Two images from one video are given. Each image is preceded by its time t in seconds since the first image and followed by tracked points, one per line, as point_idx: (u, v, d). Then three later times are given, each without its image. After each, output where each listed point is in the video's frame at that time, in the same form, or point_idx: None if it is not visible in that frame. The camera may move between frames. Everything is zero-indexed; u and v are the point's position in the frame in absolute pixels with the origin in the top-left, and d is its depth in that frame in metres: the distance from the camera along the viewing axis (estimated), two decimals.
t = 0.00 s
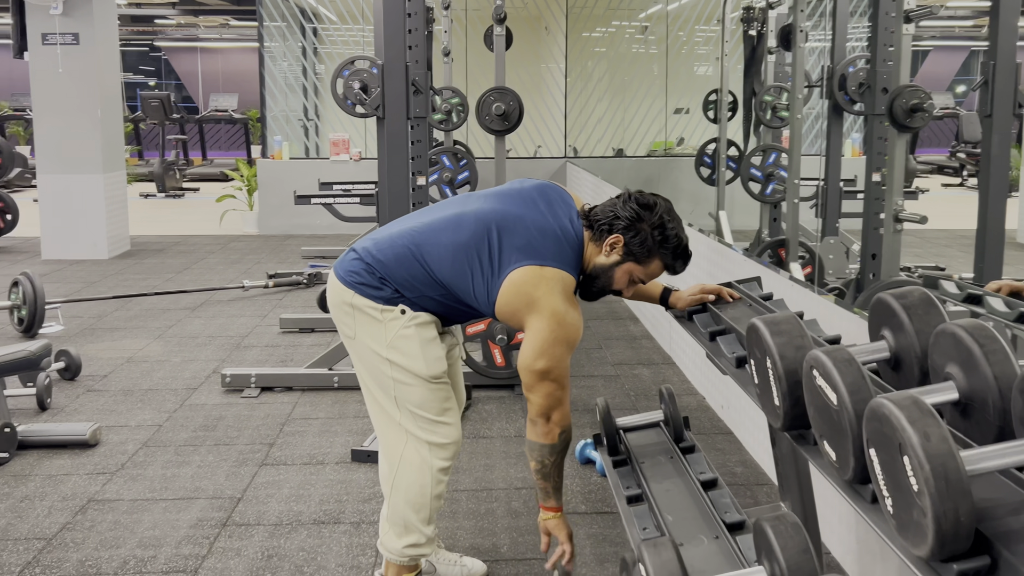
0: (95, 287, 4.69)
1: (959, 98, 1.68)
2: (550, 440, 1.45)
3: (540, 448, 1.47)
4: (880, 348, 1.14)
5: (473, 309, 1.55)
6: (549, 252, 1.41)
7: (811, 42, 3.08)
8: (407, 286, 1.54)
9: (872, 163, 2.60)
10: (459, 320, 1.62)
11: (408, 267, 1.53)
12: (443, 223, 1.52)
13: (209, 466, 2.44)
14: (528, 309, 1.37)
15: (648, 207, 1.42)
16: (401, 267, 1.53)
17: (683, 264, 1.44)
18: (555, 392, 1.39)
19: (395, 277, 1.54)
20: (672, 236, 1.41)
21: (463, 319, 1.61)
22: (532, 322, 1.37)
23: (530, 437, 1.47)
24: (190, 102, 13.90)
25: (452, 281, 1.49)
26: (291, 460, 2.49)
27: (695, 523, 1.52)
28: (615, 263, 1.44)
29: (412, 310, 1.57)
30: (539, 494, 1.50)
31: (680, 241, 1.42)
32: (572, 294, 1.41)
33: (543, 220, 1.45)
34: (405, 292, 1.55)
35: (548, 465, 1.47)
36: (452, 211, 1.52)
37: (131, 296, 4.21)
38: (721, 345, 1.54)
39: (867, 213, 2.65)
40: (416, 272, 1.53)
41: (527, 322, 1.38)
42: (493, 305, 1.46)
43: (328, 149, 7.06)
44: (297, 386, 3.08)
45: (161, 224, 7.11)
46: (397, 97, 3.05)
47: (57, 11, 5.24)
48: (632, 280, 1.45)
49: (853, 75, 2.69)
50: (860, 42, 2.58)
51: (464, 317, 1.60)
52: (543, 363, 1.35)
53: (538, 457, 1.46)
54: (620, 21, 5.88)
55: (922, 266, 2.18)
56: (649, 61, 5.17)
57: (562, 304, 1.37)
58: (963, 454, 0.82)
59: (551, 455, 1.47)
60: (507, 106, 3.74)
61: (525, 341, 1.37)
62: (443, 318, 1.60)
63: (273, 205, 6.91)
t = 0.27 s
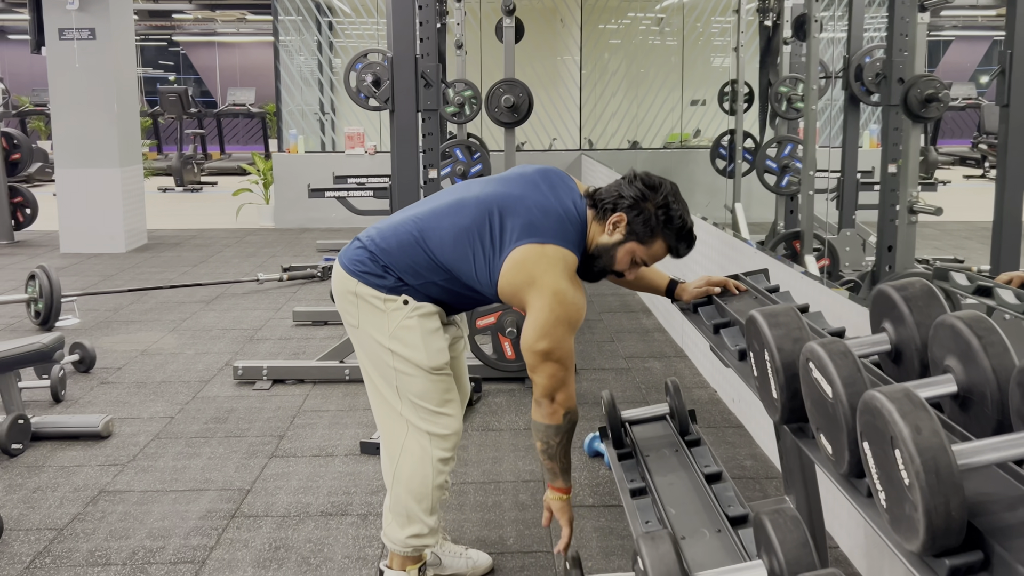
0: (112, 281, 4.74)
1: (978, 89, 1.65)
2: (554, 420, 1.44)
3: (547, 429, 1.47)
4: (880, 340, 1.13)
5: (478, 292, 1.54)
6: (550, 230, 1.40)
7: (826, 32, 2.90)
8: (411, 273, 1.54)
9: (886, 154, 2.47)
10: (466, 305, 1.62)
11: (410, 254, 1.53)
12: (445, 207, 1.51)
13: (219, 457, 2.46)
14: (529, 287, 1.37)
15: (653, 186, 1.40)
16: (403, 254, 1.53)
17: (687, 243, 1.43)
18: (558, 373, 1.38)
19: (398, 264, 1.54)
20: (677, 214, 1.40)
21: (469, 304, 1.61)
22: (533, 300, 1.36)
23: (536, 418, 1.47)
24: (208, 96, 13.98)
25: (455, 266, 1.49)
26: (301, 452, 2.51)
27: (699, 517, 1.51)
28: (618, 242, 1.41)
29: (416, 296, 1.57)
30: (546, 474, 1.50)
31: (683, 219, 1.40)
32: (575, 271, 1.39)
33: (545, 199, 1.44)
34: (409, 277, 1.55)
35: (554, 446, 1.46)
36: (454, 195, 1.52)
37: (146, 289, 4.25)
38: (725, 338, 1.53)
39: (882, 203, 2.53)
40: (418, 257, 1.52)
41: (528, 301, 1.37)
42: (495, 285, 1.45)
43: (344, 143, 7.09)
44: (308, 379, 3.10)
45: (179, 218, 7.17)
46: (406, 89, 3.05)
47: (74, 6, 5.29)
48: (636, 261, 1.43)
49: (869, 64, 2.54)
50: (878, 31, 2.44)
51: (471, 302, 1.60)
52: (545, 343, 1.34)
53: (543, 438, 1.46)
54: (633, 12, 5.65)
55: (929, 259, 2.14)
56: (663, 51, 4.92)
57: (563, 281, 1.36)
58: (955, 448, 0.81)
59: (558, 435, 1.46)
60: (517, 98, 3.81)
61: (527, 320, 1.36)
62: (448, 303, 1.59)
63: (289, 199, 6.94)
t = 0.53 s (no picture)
0: (126, 276, 4.78)
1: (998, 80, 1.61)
2: (544, 366, 1.40)
3: (536, 377, 1.42)
4: (879, 336, 1.12)
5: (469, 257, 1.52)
6: (530, 171, 1.41)
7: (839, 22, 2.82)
8: (403, 245, 1.54)
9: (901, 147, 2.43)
10: (465, 281, 1.59)
11: (401, 225, 1.52)
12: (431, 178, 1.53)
13: (228, 452, 2.48)
14: (514, 224, 1.36)
15: (634, 125, 1.38)
16: (392, 230, 1.54)
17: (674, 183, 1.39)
18: (547, 314, 1.35)
19: (387, 238, 1.55)
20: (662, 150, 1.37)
21: (463, 280, 1.58)
22: (518, 238, 1.35)
23: (525, 367, 1.41)
24: (223, 92, 14.05)
25: (444, 224, 1.48)
26: (309, 446, 2.52)
27: (700, 512, 1.50)
28: (601, 182, 1.39)
29: (407, 272, 1.57)
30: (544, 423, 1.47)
31: (668, 158, 1.37)
32: (559, 211, 1.38)
33: (526, 149, 1.45)
34: (399, 251, 1.55)
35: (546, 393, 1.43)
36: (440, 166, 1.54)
37: (159, 285, 4.29)
38: (726, 333, 1.53)
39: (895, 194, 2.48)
40: (407, 228, 1.52)
41: (513, 241, 1.36)
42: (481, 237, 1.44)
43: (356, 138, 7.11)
44: (318, 373, 3.11)
45: (193, 214, 7.22)
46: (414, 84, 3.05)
47: (87, 4, 5.33)
48: (621, 203, 1.40)
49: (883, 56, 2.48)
50: (892, 23, 2.42)
51: (468, 274, 1.57)
52: (531, 279, 1.32)
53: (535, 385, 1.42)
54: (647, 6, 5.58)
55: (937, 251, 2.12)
56: (677, 44, 4.86)
57: (547, 216, 1.35)
58: (944, 446, 0.80)
59: (547, 381, 1.42)
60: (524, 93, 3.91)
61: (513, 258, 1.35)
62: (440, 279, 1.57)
63: (302, 194, 6.96)
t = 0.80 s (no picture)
0: (138, 275, 4.82)
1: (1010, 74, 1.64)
2: (532, 329, 1.45)
3: (525, 341, 1.47)
4: (878, 331, 1.12)
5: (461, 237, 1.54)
6: (513, 140, 1.46)
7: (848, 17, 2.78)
8: (395, 232, 1.55)
9: (909, 143, 2.41)
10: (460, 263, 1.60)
11: (391, 211, 1.54)
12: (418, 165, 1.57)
13: (237, 450, 2.50)
14: (499, 188, 1.41)
15: (615, 91, 1.45)
16: (383, 220, 1.56)
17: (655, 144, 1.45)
18: (534, 276, 1.40)
19: (378, 227, 1.58)
20: (643, 113, 1.43)
21: (458, 263, 1.59)
22: (502, 202, 1.40)
23: (514, 331, 1.47)
24: (235, 92, 14.12)
25: (433, 200, 1.50)
26: (318, 444, 2.54)
27: (702, 508, 1.51)
28: (585, 145, 1.45)
29: (400, 260, 1.58)
30: (538, 391, 1.54)
31: (648, 119, 1.43)
32: (542, 173, 1.44)
33: (507, 123, 1.51)
34: (390, 239, 1.57)
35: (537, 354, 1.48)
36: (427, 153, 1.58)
37: (170, 284, 4.32)
38: (728, 329, 1.54)
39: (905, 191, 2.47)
40: (398, 213, 1.54)
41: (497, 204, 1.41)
42: (467, 209, 1.48)
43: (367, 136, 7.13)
44: (327, 371, 3.13)
45: (205, 213, 7.27)
46: (421, 83, 3.07)
47: (99, 5, 5.38)
48: (605, 166, 1.45)
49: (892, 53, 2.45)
50: (900, 19, 2.38)
51: (464, 255, 1.58)
52: (517, 241, 1.37)
53: (526, 348, 1.47)
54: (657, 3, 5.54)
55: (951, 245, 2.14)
56: (686, 41, 4.84)
57: (531, 177, 1.40)
58: (935, 440, 0.80)
59: (537, 344, 1.47)
60: (531, 90, 4.01)
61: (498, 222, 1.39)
62: (434, 264, 1.58)
63: (312, 193, 7.00)
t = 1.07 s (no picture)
0: (148, 279, 4.86)
1: (1018, 72, 1.61)
2: (534, 315, 1.50)
3: (529, 327, 1.52)
4: (878, 329, 1.13)
5: (456, 231, 1.57)
6: (502, 132, 1.50)
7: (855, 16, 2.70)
8: (390, 230, 1.59)
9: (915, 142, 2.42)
10: (456, 258, 1.63)
11: (385, 210, 1.59)
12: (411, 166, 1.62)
13: (246, 451, 2.53)
14: (489, 179, 1.45)
15: (602, 82, 1.49)
16: (378, 219, 1.61)
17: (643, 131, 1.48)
18: (531, 262, 1.44)
19: (373, 227, 1.62)
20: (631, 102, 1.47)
21: (454, 258, 1.62)
22: (493, 192, 1.44)
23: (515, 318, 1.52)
24: (243, 95, 14.19)
25: (424, 195, 1.54)
26: (326, 445, 2.56)
27: (707, 505, 1.52)
28: (574, 135, 1.49)
29: (396, 258, 1.62)
30: (546, 374, 1.59)
31: (636, 107, 1.46)
32: (533, 162, 1.48)
33: (496, 118, 1.55)
34: (386, 238, 1.60)
35: (541, 339, 1.53)
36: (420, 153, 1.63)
37: (180, 287, 4.35)
38: (731, 329, 1.55)
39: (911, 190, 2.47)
40: (392, 211, 1.58)
41: (489, 195, 1.46)
42: (460, 202, 1.52)
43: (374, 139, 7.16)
44: (335, 372, 3.15)
45: (214, 216, 7.31)
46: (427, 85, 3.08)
47: (107, 10, 5.43)
48: (595, 154, 1.49)
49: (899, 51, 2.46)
50: (906, 18, 2.39)
51: (459, 248, 1.60)
52: (512, 229, 1.42)
53: (528, 334, 1.52)
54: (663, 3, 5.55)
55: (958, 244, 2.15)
56: (692, 41, 4.84)
57: (522, 164, 1.45)
58: (933, 437, 0.81)
59: (540, 330, 1.53)
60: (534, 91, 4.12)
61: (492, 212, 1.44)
62: (430, 261, 1.61)
63: (321, 195, 7.03)
